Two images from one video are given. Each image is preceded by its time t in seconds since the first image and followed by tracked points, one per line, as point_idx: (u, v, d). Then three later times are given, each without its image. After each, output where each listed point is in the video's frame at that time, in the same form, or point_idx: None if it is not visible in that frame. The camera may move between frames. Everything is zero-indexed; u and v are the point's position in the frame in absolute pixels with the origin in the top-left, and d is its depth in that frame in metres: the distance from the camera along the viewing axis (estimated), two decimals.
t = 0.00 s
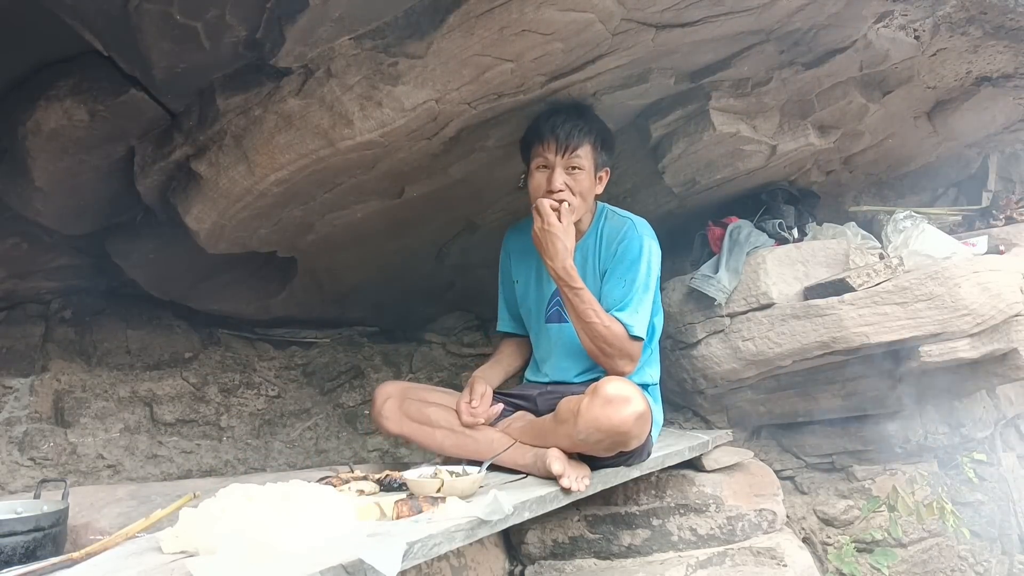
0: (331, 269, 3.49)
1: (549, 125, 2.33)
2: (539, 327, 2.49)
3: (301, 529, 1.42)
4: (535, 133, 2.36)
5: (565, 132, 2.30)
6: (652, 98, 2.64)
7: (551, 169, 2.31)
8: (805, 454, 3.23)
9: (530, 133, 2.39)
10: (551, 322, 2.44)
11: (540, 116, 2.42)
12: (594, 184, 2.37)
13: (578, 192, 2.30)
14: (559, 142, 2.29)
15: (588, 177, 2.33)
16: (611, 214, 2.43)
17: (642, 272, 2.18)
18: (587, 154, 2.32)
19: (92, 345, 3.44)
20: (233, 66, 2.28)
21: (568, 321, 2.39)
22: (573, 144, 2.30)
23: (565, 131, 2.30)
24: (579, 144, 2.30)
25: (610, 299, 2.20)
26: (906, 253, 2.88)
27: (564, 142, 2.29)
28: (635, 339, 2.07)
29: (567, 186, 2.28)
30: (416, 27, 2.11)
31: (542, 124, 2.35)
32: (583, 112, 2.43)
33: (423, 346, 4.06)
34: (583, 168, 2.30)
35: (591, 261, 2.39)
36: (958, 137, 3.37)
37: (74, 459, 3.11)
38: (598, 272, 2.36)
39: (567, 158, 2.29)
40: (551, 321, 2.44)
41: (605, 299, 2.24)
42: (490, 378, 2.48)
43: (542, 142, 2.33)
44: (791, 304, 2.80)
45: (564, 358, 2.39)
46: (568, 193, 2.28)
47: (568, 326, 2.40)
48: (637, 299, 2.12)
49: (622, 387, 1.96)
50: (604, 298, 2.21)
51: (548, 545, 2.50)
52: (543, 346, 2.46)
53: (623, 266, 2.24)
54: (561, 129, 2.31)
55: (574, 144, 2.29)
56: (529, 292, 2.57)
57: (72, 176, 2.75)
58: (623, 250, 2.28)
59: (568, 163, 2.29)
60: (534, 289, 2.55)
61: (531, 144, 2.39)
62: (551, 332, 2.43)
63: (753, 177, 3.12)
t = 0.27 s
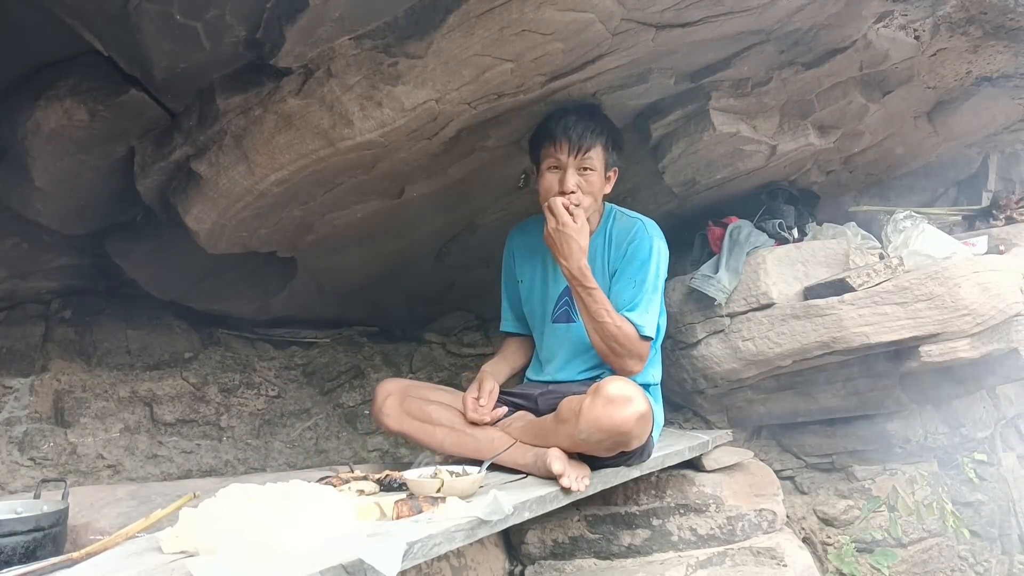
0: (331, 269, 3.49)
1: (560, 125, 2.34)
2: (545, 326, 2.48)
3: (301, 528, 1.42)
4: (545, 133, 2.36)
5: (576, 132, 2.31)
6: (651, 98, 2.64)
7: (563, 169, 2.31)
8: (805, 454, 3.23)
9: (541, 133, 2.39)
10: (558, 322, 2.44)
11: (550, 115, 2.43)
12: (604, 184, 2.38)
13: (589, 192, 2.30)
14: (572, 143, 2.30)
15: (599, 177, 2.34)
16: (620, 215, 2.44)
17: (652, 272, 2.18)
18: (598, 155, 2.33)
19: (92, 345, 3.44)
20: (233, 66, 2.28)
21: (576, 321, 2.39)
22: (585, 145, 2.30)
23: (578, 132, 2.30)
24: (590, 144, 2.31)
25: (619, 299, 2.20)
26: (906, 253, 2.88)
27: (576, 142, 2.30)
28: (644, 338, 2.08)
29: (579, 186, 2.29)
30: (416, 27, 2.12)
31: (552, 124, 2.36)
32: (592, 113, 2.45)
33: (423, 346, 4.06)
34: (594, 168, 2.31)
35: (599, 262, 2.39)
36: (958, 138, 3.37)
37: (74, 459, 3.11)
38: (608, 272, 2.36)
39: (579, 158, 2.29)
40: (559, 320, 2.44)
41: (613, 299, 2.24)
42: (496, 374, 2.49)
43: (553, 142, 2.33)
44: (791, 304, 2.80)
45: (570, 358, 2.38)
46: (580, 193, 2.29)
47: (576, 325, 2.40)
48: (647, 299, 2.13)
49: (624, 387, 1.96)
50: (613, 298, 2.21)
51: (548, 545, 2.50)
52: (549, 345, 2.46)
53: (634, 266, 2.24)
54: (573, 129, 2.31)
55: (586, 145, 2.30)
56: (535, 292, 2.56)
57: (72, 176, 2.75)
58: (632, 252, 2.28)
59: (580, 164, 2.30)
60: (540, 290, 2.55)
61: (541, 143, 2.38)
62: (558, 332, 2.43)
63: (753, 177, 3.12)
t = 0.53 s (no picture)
0: (332, 269, 3.50)
1: (574, 133, 2.26)
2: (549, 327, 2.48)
3: (300, 529, 1.42)
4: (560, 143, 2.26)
5: (591, 138, 2.25)
6: (651, 98, 2.64)
7: (583, 178, 2.24)
8: (805, 454, 3.23)
9: (552, 142, 2.29)
10: (561, 324, 2.44)
11: (551, 119, 2.36)
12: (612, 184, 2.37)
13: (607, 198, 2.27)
14: (589, 151, 2.24)
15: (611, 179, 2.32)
16: (623, 216, 2.44)
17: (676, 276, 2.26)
18: (609, 159, 2.31)
19: (92, 345, 3.44)
20: (233, 66, 2.28)
21: (583, 322, 2.40)
22: (601, 150, 2.26)
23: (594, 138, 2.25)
24: (604, 149, 2.27)
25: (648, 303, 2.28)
26: (906, 253, 2.87)
27: (593, 149, 2.24)
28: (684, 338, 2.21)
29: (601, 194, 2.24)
30: (416, 27, 2.10)
31: (564, 132, 2.27)
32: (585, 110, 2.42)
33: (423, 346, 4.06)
34: (608, 171, 2.28)
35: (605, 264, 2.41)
36: (958, 138, 3.37)
37: (74, 459, 3.11)
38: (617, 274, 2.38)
39: (597, 165, 2.25)
40: (563, 321, 2.43)
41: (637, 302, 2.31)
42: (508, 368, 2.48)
43: (570, 152, 2.24)
44: (792, 303, 2.81)
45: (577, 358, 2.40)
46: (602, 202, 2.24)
47: (582, 326, 2.41)
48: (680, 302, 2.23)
49: (622, 386, 1.98)
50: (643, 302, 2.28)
51: (548, 545, 2.50)
52: (553, 346, 2.46)
53: (655, 270, 2.30)
54: (588, 135, 2.26)
55: (601, 150, 2.26)
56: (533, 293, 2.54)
57: (72, 176, 2.75)
58: (647, 255, 2.33)
59: (598, 171, 2.25)
60: (538, 290, 2.53)
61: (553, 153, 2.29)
62: (563, 333, 2.44)
63: (754, 177, 3.12)
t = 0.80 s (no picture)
0: (331, 268, 3.50)
1: (598, 134, 2.23)
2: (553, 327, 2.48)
3: (300, 529, 1.42)
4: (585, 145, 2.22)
5: (615, 139, 2.24)
6: (651, 98, 2.64)
7: (608, 180, 2.23)
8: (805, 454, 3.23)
9: (575, 144, 2.24)
10: (567, 324, 2.44)
11: (566, 116, 2.31)
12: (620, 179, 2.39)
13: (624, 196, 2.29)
14: (615, 153, 2.23)
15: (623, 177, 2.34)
16: (629, 216, 2.46)
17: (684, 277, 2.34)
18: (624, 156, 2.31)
19: (92, 345, 3.44)
20: (234, 66, 2.28)
21: (589, 323, 2.41)
22: (623, 150, 2.26)
23: (618, 139, 2.24)
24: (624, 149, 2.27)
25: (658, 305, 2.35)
26: (906, 253, 2.87)
27: (617, 151, 2.23)
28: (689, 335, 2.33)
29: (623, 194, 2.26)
30: (416, 27, 2.10)
31: (588, 133, 2.23)
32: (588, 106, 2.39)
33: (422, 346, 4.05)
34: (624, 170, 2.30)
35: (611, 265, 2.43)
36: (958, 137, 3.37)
37: (74, 459, 3.11)
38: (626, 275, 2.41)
39: (620, 165, 2.25)
40: (569, 322, 2.43)
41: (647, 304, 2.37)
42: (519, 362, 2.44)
43: (598, 154, 2.21)
44: (792, 303, 2.81)
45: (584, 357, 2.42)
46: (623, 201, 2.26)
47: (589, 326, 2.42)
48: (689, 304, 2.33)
49: (631, 381, 1.97)
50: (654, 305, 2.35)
51: (547, 545, 2.50)
52: (558, 347, 2.46)
53: (664, 272, 2.36)
54: (613, 137, 2.24)
55: (623, 150, 2.26)
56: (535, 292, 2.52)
57: (72, 176, 2.75)
58: (656, 257, 2.38)
59: (620, 171, 2.26)
60: (541, 291, 2.51)
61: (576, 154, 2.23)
62: (568, 333, 2.44)
63: (754, 177, 3.12)
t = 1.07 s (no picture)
0: (331, 268, 3.50)
1: (591, 133, 2.24)
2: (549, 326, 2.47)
3: (300, 529, 1.43)
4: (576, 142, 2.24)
5: (608, 138, 2.24)
6: (652, 98, 2.64)
7: (600, 178, 2.24)
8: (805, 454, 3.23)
9: (568, 140, 2.25)
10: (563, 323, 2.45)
11: (560, 114, 2.33)
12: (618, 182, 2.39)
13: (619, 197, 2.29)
14: (608, 150, 2.24)
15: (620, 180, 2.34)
16: (626, 216, 2.50)
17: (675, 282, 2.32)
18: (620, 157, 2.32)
19: (92, 345, 3.44)
20: (234, 66, 2.28)
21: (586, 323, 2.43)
22: (617, 149, 2.27)
23: (611, 137, 2.25)
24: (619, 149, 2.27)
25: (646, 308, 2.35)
26: (906, 253, 2.87)
27: (610, 150, 2.24)
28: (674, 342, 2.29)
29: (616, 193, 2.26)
30: (416, 27, 2.10)
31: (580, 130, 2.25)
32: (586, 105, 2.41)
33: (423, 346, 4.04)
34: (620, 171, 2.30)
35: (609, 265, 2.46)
36: (959, 137, 3.37)
37: (74, 459, 3.12)
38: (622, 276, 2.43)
39: (613, 164, 2.25)
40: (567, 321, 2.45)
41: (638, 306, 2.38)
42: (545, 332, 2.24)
43: (589, 151, 2.22)
44: (791, 303, 2.81)
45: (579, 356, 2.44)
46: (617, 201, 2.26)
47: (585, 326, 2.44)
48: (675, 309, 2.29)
49: (628, 383, 1.97)
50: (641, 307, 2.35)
51: (547, 545, 2.50)
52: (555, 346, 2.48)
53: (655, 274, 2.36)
54: (605, 135, 2.25)
55: (617, 149, 2.27)
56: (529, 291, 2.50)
57: (72, 176, 2.75)
58: (651, 256, 2.39)
59: (613, 170, 2.26)
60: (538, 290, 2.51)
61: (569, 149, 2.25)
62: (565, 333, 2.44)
63: (754, 177, 3.12)
